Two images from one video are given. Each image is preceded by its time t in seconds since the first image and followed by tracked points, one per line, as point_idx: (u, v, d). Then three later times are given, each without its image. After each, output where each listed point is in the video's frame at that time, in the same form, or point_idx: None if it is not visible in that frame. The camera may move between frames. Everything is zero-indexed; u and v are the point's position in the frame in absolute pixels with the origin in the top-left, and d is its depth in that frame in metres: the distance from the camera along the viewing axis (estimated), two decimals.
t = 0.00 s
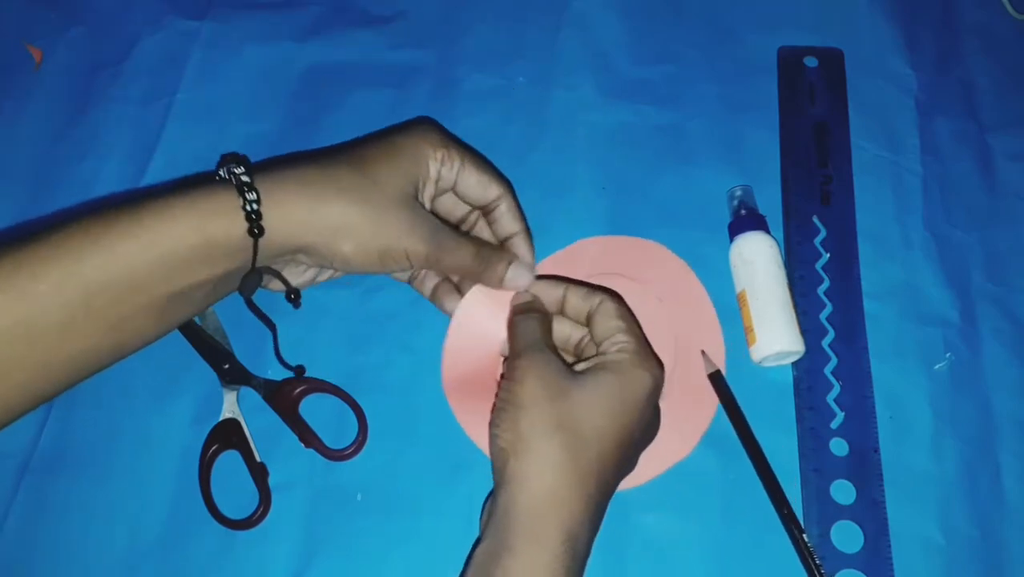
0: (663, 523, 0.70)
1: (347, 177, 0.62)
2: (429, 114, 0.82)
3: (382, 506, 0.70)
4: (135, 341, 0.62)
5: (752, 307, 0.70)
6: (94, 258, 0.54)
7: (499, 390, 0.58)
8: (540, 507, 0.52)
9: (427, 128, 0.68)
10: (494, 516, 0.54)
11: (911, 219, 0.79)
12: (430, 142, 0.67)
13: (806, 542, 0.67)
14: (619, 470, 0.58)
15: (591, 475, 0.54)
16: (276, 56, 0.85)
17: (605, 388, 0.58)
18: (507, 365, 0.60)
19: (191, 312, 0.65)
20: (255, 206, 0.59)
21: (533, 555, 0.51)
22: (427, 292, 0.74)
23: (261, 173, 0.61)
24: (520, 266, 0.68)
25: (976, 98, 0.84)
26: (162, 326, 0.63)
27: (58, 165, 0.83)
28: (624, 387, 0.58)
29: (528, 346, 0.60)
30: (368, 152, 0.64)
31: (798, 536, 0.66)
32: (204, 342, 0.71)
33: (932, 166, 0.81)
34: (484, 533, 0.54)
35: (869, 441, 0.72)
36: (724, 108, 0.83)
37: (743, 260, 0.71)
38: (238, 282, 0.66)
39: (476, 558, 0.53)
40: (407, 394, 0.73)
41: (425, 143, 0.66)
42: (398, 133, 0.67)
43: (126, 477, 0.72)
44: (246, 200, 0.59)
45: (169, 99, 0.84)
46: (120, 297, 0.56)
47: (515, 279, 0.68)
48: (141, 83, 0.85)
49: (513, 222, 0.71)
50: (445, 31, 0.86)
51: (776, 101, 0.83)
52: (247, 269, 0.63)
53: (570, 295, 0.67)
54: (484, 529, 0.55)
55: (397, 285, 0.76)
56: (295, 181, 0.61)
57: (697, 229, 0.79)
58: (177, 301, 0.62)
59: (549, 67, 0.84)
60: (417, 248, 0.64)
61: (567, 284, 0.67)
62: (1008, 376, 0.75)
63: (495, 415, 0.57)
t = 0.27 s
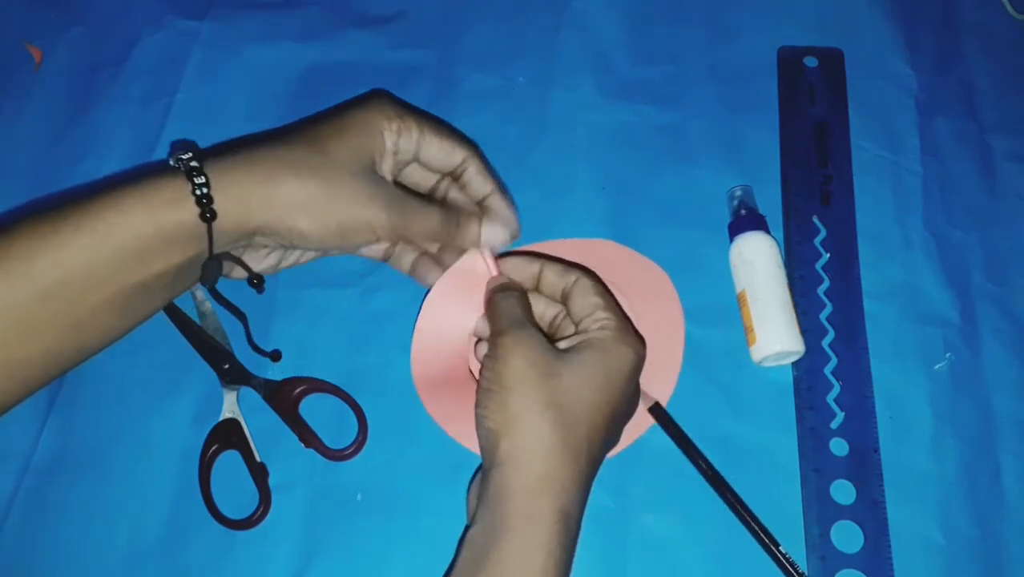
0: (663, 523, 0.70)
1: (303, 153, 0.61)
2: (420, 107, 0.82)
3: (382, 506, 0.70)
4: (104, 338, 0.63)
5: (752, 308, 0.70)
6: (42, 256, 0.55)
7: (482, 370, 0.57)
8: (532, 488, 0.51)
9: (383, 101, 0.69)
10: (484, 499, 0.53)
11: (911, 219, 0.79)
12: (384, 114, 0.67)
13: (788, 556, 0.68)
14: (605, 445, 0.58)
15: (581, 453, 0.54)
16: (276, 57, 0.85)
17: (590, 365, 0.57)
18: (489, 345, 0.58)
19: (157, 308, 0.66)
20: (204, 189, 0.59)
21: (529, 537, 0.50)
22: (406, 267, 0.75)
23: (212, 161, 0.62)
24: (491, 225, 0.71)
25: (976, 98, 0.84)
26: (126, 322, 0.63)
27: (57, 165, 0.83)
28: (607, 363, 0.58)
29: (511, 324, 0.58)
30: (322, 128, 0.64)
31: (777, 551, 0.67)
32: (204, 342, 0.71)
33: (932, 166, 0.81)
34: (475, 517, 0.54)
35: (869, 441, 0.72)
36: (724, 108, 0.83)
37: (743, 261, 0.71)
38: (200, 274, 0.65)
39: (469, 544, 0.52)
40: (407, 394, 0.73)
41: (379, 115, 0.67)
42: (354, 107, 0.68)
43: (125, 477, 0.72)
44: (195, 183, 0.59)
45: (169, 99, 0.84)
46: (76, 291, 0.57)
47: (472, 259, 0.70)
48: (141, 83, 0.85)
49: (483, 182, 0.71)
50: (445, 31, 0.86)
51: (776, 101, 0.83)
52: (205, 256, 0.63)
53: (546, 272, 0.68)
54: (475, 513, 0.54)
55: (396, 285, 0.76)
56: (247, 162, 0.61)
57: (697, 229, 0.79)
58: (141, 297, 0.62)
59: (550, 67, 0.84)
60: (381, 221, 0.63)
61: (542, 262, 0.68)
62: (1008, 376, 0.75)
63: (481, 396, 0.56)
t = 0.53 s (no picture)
0: (663, 523, 0.70)
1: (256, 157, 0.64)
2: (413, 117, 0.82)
3: (381, 506, 0.70)
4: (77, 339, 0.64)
5: (752, 308, 0.70)
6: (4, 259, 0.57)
7: (468, 370, 0.57)
8: (519, 480, 0.51)
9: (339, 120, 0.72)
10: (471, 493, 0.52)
11: (911, 219, 0.79)
12: (344, 130, 0.69)
13: (782, 559, 0.68)
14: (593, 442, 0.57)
15: (567, 446, 0.54)
16: (275, 56, 0.85)
17: (574, 362, 0.57)
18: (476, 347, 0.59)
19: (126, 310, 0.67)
20: (160, 182, 0.61)
21: (517, 530, 0.50)
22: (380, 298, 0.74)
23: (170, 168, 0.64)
24: (450, 237, 0.68)
25: (977, 98, 0.84)
26: (94, 326, 0.65)
27: (55, 164, 0.83)
28: (593, 359, 0.58)
29: (499, 324, 0.59)
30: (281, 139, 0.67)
31: (770, 556, 0.67)
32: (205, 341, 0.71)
33: (932, 166, 0.81)
34: (461, 512, 0.53)
35: (869, 441, 0.72)
36: (724, 107, 0.83)
37: (743, 261, 0.71)
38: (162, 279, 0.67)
39: (457, 539, 0.52)
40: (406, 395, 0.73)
41: (339, 132, 0.69)
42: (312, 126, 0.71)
43: (126, 477, 0.72)
44: (150, 177, 0.61)
45: (169, 99, 0.84)
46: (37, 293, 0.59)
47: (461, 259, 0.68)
48: (141, 83, 0.85)
49: (443, 203, 0.69)
50: (444, 31, 0.86)
51: (776, 101, 0.83)
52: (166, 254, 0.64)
53: (530, 268, 0.67)
54: (462, 508, 0.53)
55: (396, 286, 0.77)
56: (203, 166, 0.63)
57: (697, 229, 0.79)
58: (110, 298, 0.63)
59: (550, 67, 0.84)
60: (336, 220, 0.66)
61: (526, 258, 0.68)
62: (1008, 376, 0.75)
63: (467, 393, 0.56)
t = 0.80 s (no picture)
0: (662, 523, 0.70)
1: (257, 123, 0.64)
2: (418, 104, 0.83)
3: (381, 506, 0.70)
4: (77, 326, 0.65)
5: (752, 308, 0.70)
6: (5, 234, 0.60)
7: (484, 356, 0.56)
8: (538, 475, 0.51)
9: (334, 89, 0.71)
10: (489, 484, 0.52)
11: (911, 219, 0.79)
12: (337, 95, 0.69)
13: (778, 561, 0.68)
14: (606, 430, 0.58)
15: (584, 439, 0.54)
16: (275, 56, 0.85)
17: (591, 352, 0.57)
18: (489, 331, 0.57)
19: (134, 299, 0.68)
20: (153, 149, 0.62)
21: (536, 525, 0.50)
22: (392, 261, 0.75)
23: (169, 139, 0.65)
24: (444, 188, 0.63)
25: (977, 98, 0.84)
26: (97, 312, 0.66)
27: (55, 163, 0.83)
28: (607, 348, 0.58)
29: (512, 305, 0.57)
30: (271, 108, 0.67)
31: (765, 559, 0.67)
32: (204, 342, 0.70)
33: (932, 166, 0.81)
34: (477, 501, 0.53)
35: (869, 441, 0.72)
36: (724, 107, 0.83)
37: (743, 261, 0.71)
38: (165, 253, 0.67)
39: (473, 530, 0.51)
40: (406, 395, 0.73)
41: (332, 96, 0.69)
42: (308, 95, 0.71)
43: (126, 477, 0.72)
44: (143, 146, 0.62)
45: (169, 99, 0.84)
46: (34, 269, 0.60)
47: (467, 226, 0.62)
48: (141, 83, 0.85)
49: (439, 155, 0.69)
50: (444, 31, 0.86)
51: (776, 101, 0.83)
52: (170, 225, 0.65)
53: (535, 251, 0.66)
54: (477, 497, 0.53)
55: (396, 286, 0.77)
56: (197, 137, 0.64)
57: (697, 229, 0.79)
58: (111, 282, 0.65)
59: (550, 67, 0.84)
60: (336, 175, 0.64)
61: (531, 239, 0.66)
62: (1008, 377, 0.75)
63: (484, 381, 0.55)
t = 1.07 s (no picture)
0: (662, 523, 0.70)
1: (277, 131, 0.61)
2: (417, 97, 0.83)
3: (381, 506, 0.70)
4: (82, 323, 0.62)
5: (752, 308, 0.70)
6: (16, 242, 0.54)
7: (480, 358, 0.57)
8: (529, 474, 0.51)
9: (363, 85, 0.69)
10: (482, 484, 0.52)
11: (911, 219, 0.79)
12: (367, 97, 0.67)
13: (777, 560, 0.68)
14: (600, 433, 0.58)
15: (575, 439, 0.54)
16: (275, 56, 0.85)
17: (585, 354, 0.57)
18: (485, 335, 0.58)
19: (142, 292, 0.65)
20: (188, 165, 0.58)
21: (528, 523, 0.50)
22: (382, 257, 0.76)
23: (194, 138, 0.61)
24: (459, 229, 0.69)
25: (976, 98, 0.84)
26: (108, 308, 0.63)
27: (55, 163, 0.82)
28: (603, 351, 0.59)
29: (506, 310, 0.58)
30: (301, 107, 0.64)
31: (765, 558, 0.67)
32: (203, 341, 0.70)
33: (932, 166, 0.81)
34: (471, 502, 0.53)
35: (869, 441, 0.72)
36: (724, 107, 0.83)
37: (743, 260, 0.71)
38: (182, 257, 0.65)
39: (467, 529, 0.51)
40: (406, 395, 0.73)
41: (362, 98, 0.67)
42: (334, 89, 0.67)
43: (126, 478, 0.72)
44: (178, 160, 0.58)
45: (169, 99, 0.84)
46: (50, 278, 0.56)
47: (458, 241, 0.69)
48: (141, 83, 0.85)
49: (458, 182, 0.71)
50: (444, 30, 0.86)
51: (776, 101, 0.83)
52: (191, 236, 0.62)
53: (541, 253, 0.68)
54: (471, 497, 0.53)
55: (397, 286, 0.77)
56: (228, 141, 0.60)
57: (697, 229, 0.79)
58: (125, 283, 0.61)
59: (550, 67, 0.84)
60: (364, 203, 0.63)
61: (536, 242, 0.69)
62: (1008, 377, 0.75)
63: (479, 382, 0.56)
